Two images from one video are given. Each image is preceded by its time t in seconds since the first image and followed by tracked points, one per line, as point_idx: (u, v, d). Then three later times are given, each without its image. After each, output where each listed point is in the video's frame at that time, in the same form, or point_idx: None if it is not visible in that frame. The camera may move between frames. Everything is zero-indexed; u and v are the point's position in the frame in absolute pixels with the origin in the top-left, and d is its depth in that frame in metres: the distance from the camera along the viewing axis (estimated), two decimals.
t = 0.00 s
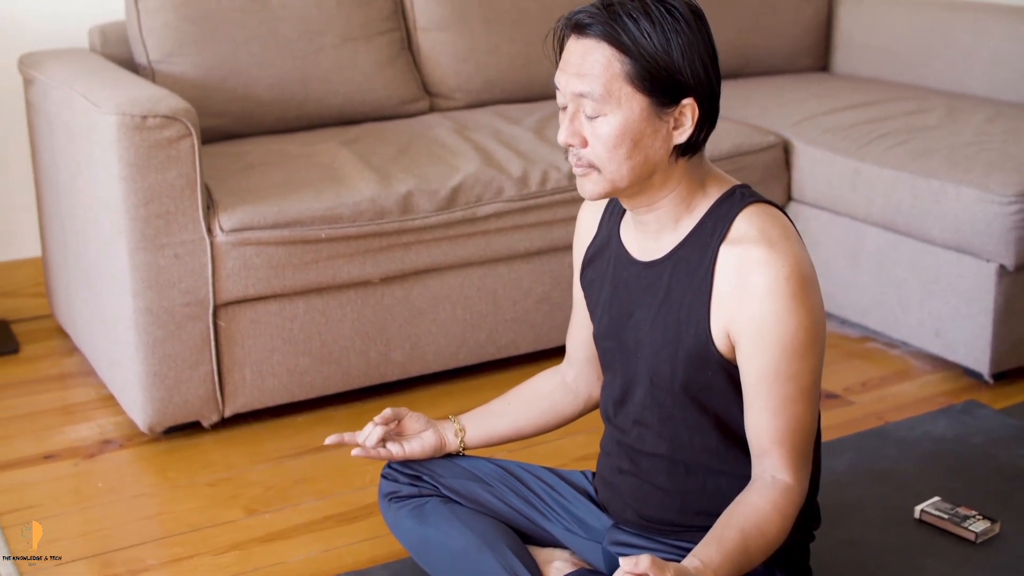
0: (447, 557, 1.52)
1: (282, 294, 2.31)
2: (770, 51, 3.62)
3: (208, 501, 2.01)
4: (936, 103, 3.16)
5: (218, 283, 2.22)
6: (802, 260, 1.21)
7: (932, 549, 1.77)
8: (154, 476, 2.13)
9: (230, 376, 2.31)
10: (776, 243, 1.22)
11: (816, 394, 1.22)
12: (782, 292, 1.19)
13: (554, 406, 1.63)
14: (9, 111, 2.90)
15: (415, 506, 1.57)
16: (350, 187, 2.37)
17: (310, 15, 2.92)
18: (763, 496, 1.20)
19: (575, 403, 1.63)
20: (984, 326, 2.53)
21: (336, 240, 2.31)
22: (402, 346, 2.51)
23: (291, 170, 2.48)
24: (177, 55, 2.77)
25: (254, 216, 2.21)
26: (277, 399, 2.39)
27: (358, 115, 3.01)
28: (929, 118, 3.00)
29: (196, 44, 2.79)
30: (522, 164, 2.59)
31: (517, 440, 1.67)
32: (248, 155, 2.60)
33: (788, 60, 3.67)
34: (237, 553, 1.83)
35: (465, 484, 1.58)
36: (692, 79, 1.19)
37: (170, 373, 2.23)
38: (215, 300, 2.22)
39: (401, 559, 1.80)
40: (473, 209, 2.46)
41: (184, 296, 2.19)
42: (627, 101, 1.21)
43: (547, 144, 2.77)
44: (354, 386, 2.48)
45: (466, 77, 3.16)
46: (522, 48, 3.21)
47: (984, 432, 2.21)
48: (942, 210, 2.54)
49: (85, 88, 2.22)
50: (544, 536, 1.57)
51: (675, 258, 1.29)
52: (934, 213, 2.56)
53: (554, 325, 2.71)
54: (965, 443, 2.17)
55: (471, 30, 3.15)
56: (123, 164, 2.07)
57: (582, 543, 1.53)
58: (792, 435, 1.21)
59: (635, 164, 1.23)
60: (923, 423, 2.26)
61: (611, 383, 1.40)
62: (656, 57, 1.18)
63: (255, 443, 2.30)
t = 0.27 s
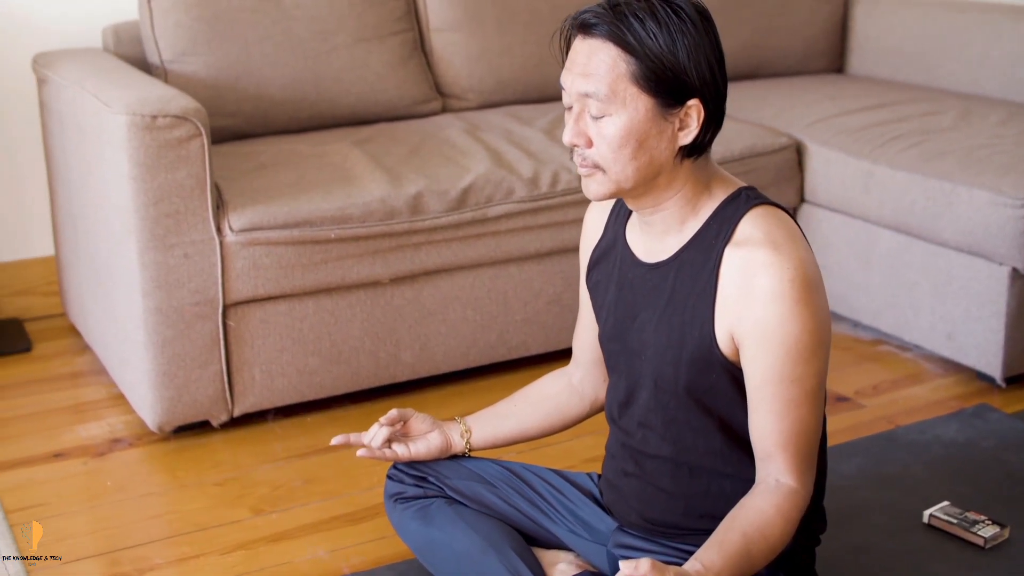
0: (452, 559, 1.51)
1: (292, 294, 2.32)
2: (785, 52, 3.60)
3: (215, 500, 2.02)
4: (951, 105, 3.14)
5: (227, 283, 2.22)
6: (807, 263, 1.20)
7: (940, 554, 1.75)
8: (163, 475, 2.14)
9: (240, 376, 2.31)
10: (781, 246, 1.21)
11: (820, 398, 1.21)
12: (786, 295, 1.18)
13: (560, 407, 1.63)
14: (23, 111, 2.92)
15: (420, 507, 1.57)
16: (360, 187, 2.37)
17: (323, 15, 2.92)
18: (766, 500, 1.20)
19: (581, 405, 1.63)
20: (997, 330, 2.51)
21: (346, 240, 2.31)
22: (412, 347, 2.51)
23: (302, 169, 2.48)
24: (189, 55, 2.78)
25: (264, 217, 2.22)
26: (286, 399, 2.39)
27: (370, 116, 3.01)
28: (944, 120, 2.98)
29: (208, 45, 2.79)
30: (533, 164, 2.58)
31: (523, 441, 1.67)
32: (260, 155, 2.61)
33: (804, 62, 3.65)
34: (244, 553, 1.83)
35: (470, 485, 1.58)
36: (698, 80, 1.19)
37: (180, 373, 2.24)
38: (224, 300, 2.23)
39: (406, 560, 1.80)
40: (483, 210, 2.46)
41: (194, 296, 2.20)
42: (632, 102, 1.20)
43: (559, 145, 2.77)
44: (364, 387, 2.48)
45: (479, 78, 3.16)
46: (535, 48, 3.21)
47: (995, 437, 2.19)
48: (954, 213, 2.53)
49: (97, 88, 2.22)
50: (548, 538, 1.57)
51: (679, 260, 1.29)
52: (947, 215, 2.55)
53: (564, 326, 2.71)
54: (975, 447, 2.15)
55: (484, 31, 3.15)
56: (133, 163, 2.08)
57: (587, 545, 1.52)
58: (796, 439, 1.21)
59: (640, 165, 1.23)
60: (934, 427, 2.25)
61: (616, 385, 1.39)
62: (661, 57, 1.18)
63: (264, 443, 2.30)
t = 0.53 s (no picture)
0: (454, 560, 1.51)
1: (300, 294, 2.32)
2: (799, 53, 3.59)
3: (221, 499, 2.02)
4: (965, 106, 3.12)
5: (235, 282, 2.22)
6: (810, 264, 1.20)
7: (947, 559, 1.74)
8: (170, 473, 2.15)
9: (248, 375, 2.32)
10: (784, 248, 1.20)
11: (823, 401, 1.21)
12: (788, 298, 1.17)
13: (565, 408, 1.62)
14: (35, 111, 2.93)
15: (423, 508, 1.57)
16: (369, 187, 2.37)
17: (334, 15, 2.92)
18: (767, 504, 1.19)
19: (586, 406, 1.62)
20: (1008, 333, 2.49)
21: (355, 240, 2.31)
22: (420, 347, 2.51)
23: (312, 169, 2.48)
24: (200, 55, 2.79)
25: (272, 216, 2.22)
26: (294, 399, 2.39)
27: (381, 115, 3.01)
28: (957, 121, 2.96)
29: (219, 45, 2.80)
30: (542, 165, 2.57)
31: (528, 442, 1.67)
32: (270, 154, 2.61)
33: (818, 63, 3.63)
34: (248, 553, 1.84)
35: (473, 486, 1.58)
36: (701, 81, 1.18)
37: (188, 372, 2.24)
38: (232, 299, 2.23)
39: (409, 561, 1.80)
40: (492, 210, 2.46)
41: (202, 295, 2.20)
42: (634, 103, 1.20)
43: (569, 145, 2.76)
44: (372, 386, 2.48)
45: (490, 78, 3.15)
46: (547, 49, 3.20)
47: (1005, 441, 2.18)
48: (966, 215, 2.53)
49: (106, 87, 2.23)
50: (552, 540, 1.56)
51: (682, 261, 1.28)
52: (959, 217, 2.55)
53: (574, 327, 2.70)
54: (985, 451, 2.14)
55: (495, 31, 3.15)
56: (141, 163, 2.08)
57: (589, 547, 1.52)
58: (798, 441, 1.20)
59: (642, 167, 1.22)
60: (944, 430, 2.23)
61: (619, 387, 1.39)
62: (663, 59, 1.17)
63: (272, 442, 2.30)
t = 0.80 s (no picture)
0: (456, 561, 1.51)
1: (307, 295, 2.32)
2: (811, 54, 3.57)
3: (227, 499, 2.03)
4: (978, 108, 3.10)
5: (242, 283, 2.23)
6: (812, 267, 1.19)
7: (953, 564, 1.73)
8: (177, 473, 2.16)
9: (255, 375, 2.32)
10: (785, 250, 1.20)
11: (825, 404, 1.20)
12: (790, 300, 1.17)
13: (568, 411, 1.62)
14: (46, 111, 2.94)
15: (426, 509, 1.56)
16: (376, 188, 2.37)
17: (344, 15, 2.92)
18: (768, 507, 1.18)
19: (589, 408, 1.62)
20: (1018, 336, 2.48)
21: (362, 241, 2.32)
22: (427, 348, 2.51)
23: (320, 169, 2.48)
24: (210, 55, 2.79)
25: (280, 216, 2.23)
26: (301, 399, 2.39)
27: (391, 116, 3.01)
28: (969, 123, 2.95)
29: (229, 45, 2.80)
30: (551, 166, 2.57)
31: (531, 444, 1.66)
32: (279, 155, 2.62)
33: (830, 64, 3.61)
34: (252, 553, 1.84)
35: (476, 487, 1.57)
36: (702, 83, 1.18)
37: (194, 372, 2.25)
38: (239, 299, 2.24)
39: (412, 563, 1.80)
40: (500, 211, 2.45)
41: (209, 295, 2.21)
42: (635, 105, 1.20)
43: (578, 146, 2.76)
44: (379, 387, 2.48)
45: (501, 78, 3.15)
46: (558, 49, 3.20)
47: (1014, 445, 2.16)
48: (976, 218, 2.51)
49: (115, 88, 2.24)
50: (554, 542, 1.56)
51: (684, 264, 1.28)
52: (969, 220, 2.54)
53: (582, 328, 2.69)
54: (994, 455, 2.13)
55: (506, 32, 3.14)
56: (149, 163, 2.09)
57: (591, 549, 1.52)
58: (800, 445, 1.19)
59: (644, 169, 1.22)
60: (952, 434, 2.22)
61: (621, 389, 1.38)
62: (664, 60, 1.17)
63: (278, 443, 2.31)
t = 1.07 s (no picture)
0: (456, 562, 1.51)
1: (310, 295, 2.32)
2: (818, 55, 3.56)
3: (229, 499, 2.03)
4: (985, 109, 3.09)
5: (245, 283, 2.23)
6: (812, 268, 1.19)
7: (955, 568, 1.72)
8: (180, 472, 2.16)
9: (258, 375, 2.32)
10: (785, 251, 1.19)
11: (824, 406, 1.20)
12: (789, 302, 1.16)
13: (569, 412, 1.62)
14: (53, 111, 2.94)
15: (426, 510, 1.56)
16: (380, 188, 2.37)
17: (350, 16, 2.92)
18: (767, 509, 1.18)
19: (589, 410, 1.62)
20: None
21: (365, 241, 2.32)
22: (431, 348, 2.50)
23: (324, 169, 2.48)
24: (215, 55, 2.79)
25: (283, 216, 2.23)
26: (304, 399, 2.39)
27: (396, 116, 3.01)
28: (975, 124, 2.94)
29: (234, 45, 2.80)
30: (555, 166, 2.56)
31: (531, 445, 1.66)
32: (283, 155, 2.62)
33: (838, 65, 3.60)
34: (253, 553, 1.84)
35: (476, 488, 1.57)
36: (702, 83, 1.17)
37: (197, 372, 2.25)
38: (242, 299, 2.24)
39: (413, 563, 1.80)
40: (504, 212, 2.45)
41: (212, 295, 2.21)
42: (634, 106, 1.20)
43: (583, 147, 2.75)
44: (383, 387, 2.48)
45: (506, 79, 3.15)
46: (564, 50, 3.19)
47: (1018, 448, 2.15)
48: (981, 219, 2.51)
49: (119, 88, 2.24)
50: (554, 543, 1.56)
51: (683, 264, 1.27)
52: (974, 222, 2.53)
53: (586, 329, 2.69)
54: (998, 457, 2.12)
55: (511, 32, 3.14)
56: (152, 163, 2.10)
57: (590, 551, 1.52)
58: (799, 446, 1.19)
59: (643, 170, 1.22)
60: (957, 437, 2.21)
61: (621, 390, 1.38)
62: (663, 61, 1.17)
63: (281, 442, 2.31)
